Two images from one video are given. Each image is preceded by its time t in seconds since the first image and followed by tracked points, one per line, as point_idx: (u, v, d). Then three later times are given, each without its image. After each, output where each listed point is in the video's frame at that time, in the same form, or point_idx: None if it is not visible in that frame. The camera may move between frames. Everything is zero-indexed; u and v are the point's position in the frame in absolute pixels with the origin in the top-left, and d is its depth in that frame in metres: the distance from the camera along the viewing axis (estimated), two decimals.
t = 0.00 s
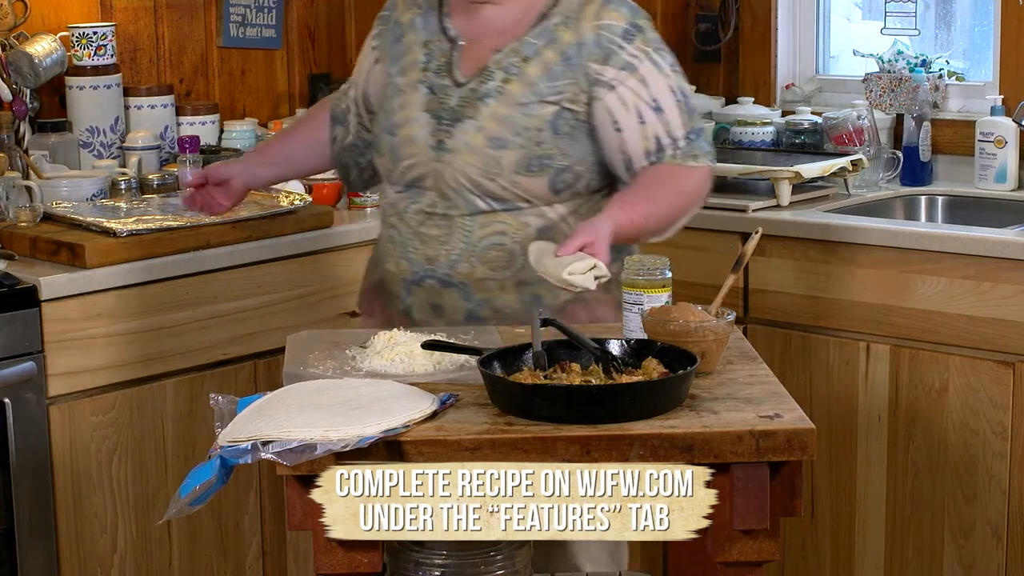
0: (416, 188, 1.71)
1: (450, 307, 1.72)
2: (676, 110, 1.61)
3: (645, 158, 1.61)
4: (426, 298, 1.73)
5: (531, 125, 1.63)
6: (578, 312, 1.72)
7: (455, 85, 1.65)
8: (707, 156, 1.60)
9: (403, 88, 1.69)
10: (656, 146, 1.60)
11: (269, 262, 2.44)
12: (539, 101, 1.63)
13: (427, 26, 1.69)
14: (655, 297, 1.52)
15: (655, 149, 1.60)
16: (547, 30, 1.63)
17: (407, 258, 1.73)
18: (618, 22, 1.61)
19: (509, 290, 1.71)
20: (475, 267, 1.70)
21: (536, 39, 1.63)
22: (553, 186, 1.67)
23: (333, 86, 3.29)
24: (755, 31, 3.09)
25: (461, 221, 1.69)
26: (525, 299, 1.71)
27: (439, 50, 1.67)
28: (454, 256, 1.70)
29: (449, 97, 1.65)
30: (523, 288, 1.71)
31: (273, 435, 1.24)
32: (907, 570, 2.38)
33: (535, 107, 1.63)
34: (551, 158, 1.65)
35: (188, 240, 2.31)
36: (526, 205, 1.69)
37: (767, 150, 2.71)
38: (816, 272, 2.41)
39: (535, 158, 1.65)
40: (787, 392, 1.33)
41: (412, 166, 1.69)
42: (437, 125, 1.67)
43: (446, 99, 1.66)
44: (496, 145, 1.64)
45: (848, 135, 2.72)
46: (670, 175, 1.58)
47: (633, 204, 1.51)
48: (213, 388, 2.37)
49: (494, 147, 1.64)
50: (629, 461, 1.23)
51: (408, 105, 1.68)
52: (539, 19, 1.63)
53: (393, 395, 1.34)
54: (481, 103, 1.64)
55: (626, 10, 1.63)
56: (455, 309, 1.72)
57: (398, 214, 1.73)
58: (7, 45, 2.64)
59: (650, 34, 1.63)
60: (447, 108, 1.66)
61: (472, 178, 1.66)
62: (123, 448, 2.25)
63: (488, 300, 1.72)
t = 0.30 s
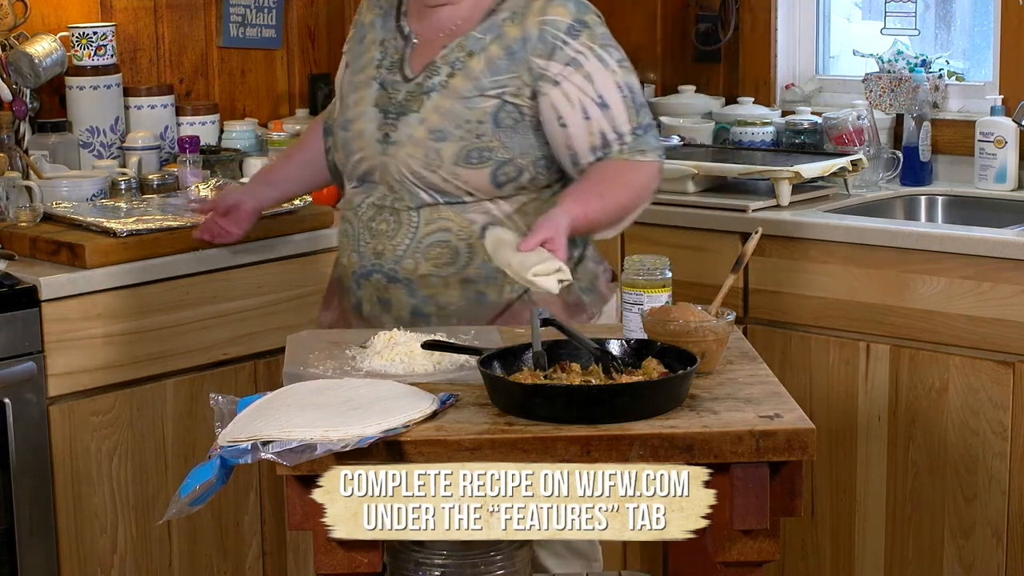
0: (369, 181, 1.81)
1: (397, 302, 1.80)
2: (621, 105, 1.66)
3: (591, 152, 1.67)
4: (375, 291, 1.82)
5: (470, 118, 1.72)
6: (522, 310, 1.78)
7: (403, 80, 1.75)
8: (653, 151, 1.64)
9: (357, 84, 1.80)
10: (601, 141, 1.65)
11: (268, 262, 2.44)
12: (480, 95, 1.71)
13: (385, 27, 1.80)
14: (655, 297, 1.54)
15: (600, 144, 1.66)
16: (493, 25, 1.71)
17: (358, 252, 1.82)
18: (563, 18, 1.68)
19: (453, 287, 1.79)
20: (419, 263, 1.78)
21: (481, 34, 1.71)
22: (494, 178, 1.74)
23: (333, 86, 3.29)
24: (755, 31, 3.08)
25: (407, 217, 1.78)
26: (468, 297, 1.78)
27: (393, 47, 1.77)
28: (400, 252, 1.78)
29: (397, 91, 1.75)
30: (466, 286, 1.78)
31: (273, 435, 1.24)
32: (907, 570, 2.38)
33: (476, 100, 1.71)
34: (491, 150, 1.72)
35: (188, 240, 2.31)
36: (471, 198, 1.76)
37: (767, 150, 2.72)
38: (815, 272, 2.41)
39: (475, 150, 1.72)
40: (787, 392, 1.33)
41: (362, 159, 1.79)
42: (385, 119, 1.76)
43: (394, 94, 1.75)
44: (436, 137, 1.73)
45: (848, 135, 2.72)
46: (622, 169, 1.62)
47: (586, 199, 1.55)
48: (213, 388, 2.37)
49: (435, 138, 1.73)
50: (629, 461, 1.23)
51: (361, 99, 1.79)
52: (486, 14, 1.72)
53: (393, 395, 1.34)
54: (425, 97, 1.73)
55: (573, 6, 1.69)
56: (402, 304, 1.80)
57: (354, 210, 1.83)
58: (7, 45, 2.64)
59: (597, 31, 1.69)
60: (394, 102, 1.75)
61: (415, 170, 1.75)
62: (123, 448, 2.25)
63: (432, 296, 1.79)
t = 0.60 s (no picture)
0: (359, 176, 1.84)
1: (389, 299, 1.82)
2: (606, 87, 1.69)
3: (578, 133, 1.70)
4: (368, 288, 1.84)
5: (453, 106, 1.75)
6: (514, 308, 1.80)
7: (389, 75, 1.80)
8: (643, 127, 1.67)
9: (346, 83, 1.85)
10: (588, 121, 1.69)
11: (268, 262, 2.44)
12: (464, 84, 1.75)
13: (373, 27, 1.86)
14: (655, 297, 1.54)
15: (586, 124, 1.69)
16: (475, 16, 1.75)
17: (351, 249, 1.85)
18: (546, 5, 1.71)
19: (445, 282, 1.79)
20: (411, 258, 1.80)
21: (464, 25, 1.76)
22: (481, 167, 1.74)
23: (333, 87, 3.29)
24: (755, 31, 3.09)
25: (397, 213, 1.81)
26: (460, 292, 1.79)
27: (381, 46, 1.83)
28: (392, 247, 1.81)
29: (382, 86, 1.80)
30: (458, 281, 1.78)
31: (273, 435, 1.24)
32: (906, 570, 2.39)
33: (459, 89, 1.75)
34: (476, 138, 1.75)
35: (189, 241, 2.31)
36: (458, 187, 1.77)
37: (767, 150, 2.72)
38: (815, 271, 2.42)
39: (461, 138, 1.75)
40: (787, 392, 1.33)
41: (351, 155, 1.83)
42: (372, 113, 1.80)
43: (380, 88, 1.80)
44: (422, 127, 1.76)
45: (848, 134, 2.72)
46: (622, 135, 1.62)
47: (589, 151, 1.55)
48: (213, 387, 2.37)
49: (419, 128, 1.76)
50: (629, 461, 1.24)
51: (348, 96, 1.83)
52: (470, 6, 1.76)
53: (393, 396, 1.35)
54: (410, 89, 1.77)
55: None
56: (394, 301, 1.82)
57: (347, 207, 1.87)
58: (7, 45, 2.64)
59: (580, 16, 1.72)
60: (381, 96, 1.79)
61: (402, 161, 1.78)
62: (123, 448, 2.25)
63: (424, 291, 1.80)
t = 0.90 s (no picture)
0: (371, 180, 1.86)
1: (399, 300, 1.83)
2: (609, 85, 1.68)
3: (580, 132, 1.70)
4: (379, 290, 1.85)
5: (457, 107, 1.76)
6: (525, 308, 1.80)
7: (397, 79, 1.81)
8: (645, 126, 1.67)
9: (357, 89, 1.87)
10: (589, 121, 1.69)
11: (269, 262, 2.45)
12: (468, 85, 1.76)
13: (383, 32, 1.88)
14: (655, 297, 1.55)
15: (589, 124, 1.69)
16: (479, 17, 1.76)
17: (364, 251, 1.86)
18: (548, 3, 1.72)
19: (454, 283, 1.80)
20: (420, 259, 1.80)
21: (468, 26, 1.76)
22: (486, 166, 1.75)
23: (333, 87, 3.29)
24: (754, 33, 3.09)
25: (407, 214, 1.82)
26: (469, 292, 1.79)
27: (390, 51, 1.85)
28: (401, 249, 1.82)
29: (391, 90, 1.82)
30: (467, 281, 1.79)
31: (273, 435, 1.25)
32: (905, 570, 2.39)
33: (463, 89, 1.76)
34: (481, 138, 1.76)
35: (190, 241, 2.32)
36: (465, 188, 1.78)
37: (766, 150, 2.73)
38: (813, 271, 2.42)
39: (465, 138, 1.76)
40: (786, 391, 1.34)
41: (362, 160, 1.85)
42: (380, 118, 1.82)
43: (388, 92, 1.82)
44: (427, 129, 1.77)
45: (847, 135, 2.72)
46: (626, 134, 1.63)
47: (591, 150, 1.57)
48: (214, 388, 2.38)
49: (425, 130, 1.77)
50: (629, 460, 1.25)
51: (359, 101, 1.86)
52: (474, 6, 1.77)
53: (394, 395, 1.35)
54: (416, 92, 1.78)
55: None
56: (405, 302, 1.83)
57: (360, 210, 1.89)
58: (9, 46, 2.65)
59: (584, 14, 1.72)
60: (389, 100, 1.81)
61: (409, 163, 1.79)
62: (124, 449, 2.26)
63: (434, 292, 1.81)
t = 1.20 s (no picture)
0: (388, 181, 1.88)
1: (412, 299, 1.84)
2: (621, 88, 1.68)
3: (591, 135, 1.70)
4: (392, 289, 1.87)
5: (468, 109, 1.77)
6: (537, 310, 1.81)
7: (414, 80, 1.84)
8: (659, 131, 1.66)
9: (378, 90, 1.90)
10: (600, 123, 1.69)
11: (271, 263, 2.47)
12: (479, 86, 1.77)
13: (406, 35, 1.90)
14: (653, 297, 1.57)
15: (600, 126, 1.70)
16: (493, 19, 1.77)
17: (378, 251, 1.88)
18: (561, 5, 1.72)
19: (465, 283, 1.81)
20: (431, 260, 1.81)
21: (482, 28, 1.78)
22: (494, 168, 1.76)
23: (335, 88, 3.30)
24: (752, 34, 3.11)
25: (420, 215, 1.83)
26: (480, 293, 1.80)
27: (410, 53, 1.87)
28: (413, 249, 1.83)
29: (407, 91, 1.84)
30: (477, 282, 1.80)
31: (276, 433, 1.27)
32: (901, 567, 2.41)
33: (474, 91, 1.77)
34: (491, 139, 1.77)
35: (193, 242, 2.34)
36: (476, 188, 1.79)
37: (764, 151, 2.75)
38: (810, 271, 2.44)
39: (475, 139, 1.77)
40: (783, 390, 1.36)
41: (378, 160, 1.87)
42: (395, 119, 1.84)
43: (405, 93, 1.84)
44: (437, 130, 1.79)
45: (843, 137, 2.74)
46: (636, 139, 1.64)
47: (599, 153, 1.57)
48: (217, 387, 2.40)
49: (436, 131, 1.79)
50: (627, 459, 1.27)
51: (378, 103, 1.88)
52: (490, 9, 1.79)
53: (396, 394, 1.37)
54: (430, 94, 1.80)
55: None
56: (417, 301, 1.84)
57: (377, 211, 1.90)
58: (13, 49, 2.68)
59: (597, 17, 1.72)
60: (405, 100, 1.83)
61: (420, 164, 1.80)
62: (128, 448, 2.28)
63: (445, 292, 1.82)
